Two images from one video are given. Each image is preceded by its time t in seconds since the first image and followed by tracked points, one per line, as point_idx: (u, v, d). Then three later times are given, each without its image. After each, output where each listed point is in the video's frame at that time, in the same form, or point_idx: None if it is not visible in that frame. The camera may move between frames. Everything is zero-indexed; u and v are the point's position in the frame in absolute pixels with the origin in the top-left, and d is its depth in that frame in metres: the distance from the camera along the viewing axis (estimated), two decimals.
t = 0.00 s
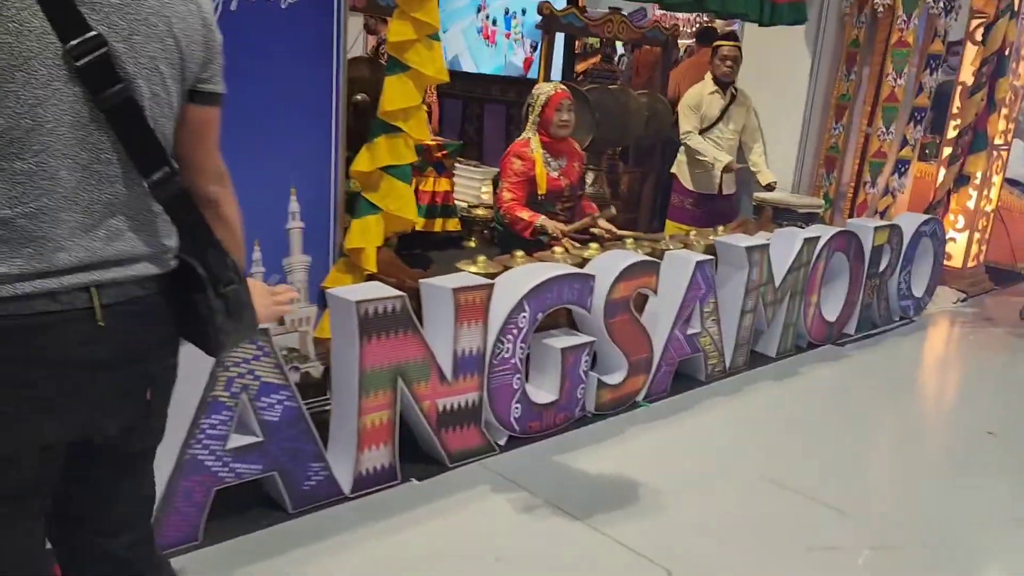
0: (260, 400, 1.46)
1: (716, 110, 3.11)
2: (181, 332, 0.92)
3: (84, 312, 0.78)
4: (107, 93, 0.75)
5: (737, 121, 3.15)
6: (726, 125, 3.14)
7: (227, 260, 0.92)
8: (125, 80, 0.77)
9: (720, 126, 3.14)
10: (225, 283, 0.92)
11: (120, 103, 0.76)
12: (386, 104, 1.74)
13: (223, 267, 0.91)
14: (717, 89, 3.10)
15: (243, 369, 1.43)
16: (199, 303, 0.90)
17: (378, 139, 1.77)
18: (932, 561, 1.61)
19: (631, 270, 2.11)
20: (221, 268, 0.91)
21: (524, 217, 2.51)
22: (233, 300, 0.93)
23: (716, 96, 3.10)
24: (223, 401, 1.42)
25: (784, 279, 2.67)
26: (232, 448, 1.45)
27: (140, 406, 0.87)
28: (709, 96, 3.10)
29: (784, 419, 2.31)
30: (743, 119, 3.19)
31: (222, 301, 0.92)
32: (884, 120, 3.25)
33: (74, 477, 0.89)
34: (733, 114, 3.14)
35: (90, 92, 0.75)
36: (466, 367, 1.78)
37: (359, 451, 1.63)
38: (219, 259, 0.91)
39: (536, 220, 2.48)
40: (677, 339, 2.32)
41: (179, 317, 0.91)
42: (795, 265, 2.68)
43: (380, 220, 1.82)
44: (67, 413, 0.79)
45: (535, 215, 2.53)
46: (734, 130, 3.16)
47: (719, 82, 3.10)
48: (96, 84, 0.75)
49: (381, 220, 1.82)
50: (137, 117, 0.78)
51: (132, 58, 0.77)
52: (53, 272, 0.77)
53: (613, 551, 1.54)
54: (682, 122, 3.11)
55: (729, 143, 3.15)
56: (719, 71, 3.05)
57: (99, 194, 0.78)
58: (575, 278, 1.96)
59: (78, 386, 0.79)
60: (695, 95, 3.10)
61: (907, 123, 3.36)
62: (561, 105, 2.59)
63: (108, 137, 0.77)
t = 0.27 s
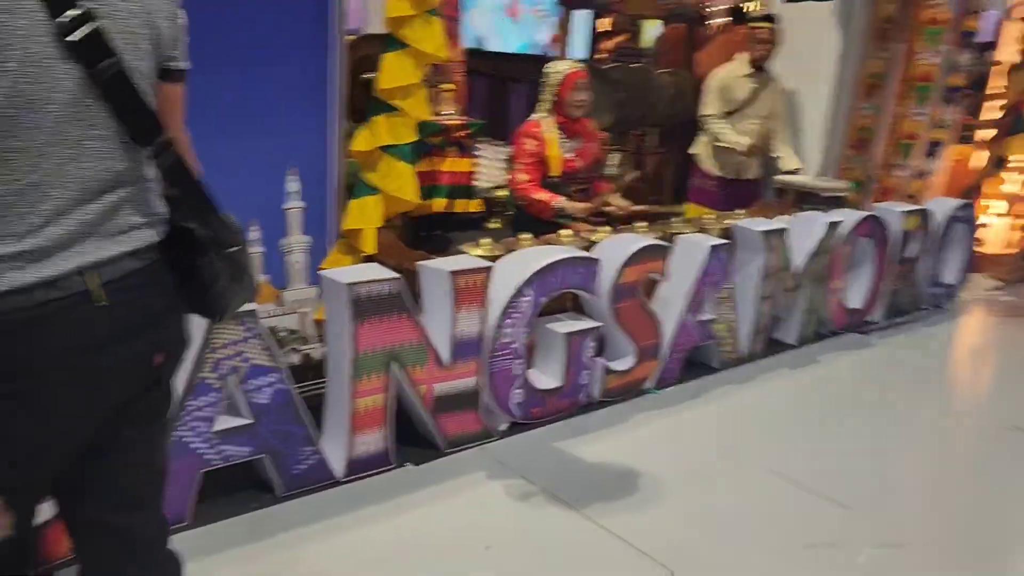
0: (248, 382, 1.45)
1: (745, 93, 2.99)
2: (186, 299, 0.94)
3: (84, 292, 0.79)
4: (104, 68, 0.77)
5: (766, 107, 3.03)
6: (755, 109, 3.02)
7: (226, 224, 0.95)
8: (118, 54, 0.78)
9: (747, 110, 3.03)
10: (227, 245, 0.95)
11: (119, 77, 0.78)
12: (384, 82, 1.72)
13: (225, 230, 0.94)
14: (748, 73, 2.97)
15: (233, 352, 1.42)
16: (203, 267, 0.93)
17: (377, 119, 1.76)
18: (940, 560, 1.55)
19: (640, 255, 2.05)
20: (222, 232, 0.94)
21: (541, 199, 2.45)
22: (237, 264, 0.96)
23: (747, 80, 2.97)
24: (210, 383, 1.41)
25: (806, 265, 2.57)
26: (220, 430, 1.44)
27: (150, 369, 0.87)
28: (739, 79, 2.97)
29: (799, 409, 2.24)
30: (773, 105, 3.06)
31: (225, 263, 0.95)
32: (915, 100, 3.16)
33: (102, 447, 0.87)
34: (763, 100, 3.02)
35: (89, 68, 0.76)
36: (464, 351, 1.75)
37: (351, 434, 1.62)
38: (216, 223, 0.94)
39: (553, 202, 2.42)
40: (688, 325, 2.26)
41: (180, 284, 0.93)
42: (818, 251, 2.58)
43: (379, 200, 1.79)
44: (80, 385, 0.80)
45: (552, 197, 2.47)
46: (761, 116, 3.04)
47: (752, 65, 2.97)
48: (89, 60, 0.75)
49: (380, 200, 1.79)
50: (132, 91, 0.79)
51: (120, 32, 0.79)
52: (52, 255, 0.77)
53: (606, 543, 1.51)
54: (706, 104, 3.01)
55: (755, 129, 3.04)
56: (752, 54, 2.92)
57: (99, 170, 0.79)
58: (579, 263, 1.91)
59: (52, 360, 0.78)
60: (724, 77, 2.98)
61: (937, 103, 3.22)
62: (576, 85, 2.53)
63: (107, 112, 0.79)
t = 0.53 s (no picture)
0: (254, 362, 1.46)
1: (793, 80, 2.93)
2: (179, 285, 0.91)
3: (68, 284, 0.78)
4: (67, 53, 0.73)
5: (813, 95, 2.97)
6: (801, 96, 2.96)
7: (213, 205, 0.92)
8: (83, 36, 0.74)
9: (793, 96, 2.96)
10: (215, 226, 0.91)
11: (85, 63, 0.74)
12: (398, 64, 1.69)
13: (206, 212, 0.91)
14: (800, 60, 2.90)
15: (237, 332, 1.43)
16: (191, 250, 0.89)
17: (391, 101, 1.73)
18: (962, 565, 1.50)
19: (660, 241, 2.02)
20: (209, 214, 0.91)
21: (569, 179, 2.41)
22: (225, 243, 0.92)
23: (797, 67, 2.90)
24: (217, 363, 1.42)
25: (839, 254, 2.49)
26: (226, 409, 1.45)
27: (143, 357, 0.86)
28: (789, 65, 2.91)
29: (825, 402, 2.17)
30: (820, 93, 3.00)
31: (214, 245, 0.92)
32: (962, 84, 3.08)
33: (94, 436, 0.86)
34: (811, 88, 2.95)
35: (49, 53, 0.72)
36: (475, 336, 1.74)
37: (359, 417, 1.61)
38: (204, 205, 0.91)
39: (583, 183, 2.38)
40: (712, 313, 2.22)
41: (172, 269, 0.90)
42: (851, 239, 2.51)
43: (393, 183, 1.78)
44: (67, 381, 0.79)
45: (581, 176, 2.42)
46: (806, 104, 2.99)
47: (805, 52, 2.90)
48: (55, 45, 0.72)
49: (394, 183, 1.78)
50: (101, 76, 0.75)
51: (83, 12, 0.74)
52: (27, 249, 0.76)
53: (611, 535, 1.48)
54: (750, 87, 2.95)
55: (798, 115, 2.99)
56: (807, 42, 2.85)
57: (72, 159, 0.77)
58: (596, 248, 1.89)
59: (22, 347, 0.77)
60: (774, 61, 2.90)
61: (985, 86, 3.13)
62: (605, 66, 2.46)
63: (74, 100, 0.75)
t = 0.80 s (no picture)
0: (260, 341, 1.44)
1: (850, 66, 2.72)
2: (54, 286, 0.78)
3: None
4: None
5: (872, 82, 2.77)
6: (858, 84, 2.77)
7: (109, 202, 0.83)
8: None
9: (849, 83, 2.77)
10: (106, 228, 0.83)
11: None
12: (417, 40, 1.65)
13: (102, 210, 0.82)
14: (860, 46, 2.68)
15: (243, 310, 1.41)
16: (85, 250, 0.80)
17: (409, 78, 1.70)
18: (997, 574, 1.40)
19: (688, 226, 1.95)
20: (102, 212, 0.82)
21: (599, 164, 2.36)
22: (118, 249, 0.84)
23: (855, 53, 2.69)
24: (221, 341, 1.40)
25: (882, 245, 2.38)
26: (232, 388, 1.44)
27: None
28: (847, 51, 2.69)
29: (861, 397, 2.07)
30: (879, 80, 2.80)
31: (107, 248, 0.83)
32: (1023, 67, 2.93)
33: (16, 433, 0.77)
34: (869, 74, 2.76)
35: None
36: (490, 320, 1.70)
37: (369, 399, 1.59)
38: (95, 200, 0.81)
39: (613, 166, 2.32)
40: (743, 302, 2.14)
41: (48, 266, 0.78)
42: (896, 229, 2.39)
43: (410, 163, 1.75)
44: None
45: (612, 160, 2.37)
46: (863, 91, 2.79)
47: (868, 38, 2.68)
48: None
49: (411, 163, 1.75)
50: None
51: None
52: None
53: (620, 529, 1.43)
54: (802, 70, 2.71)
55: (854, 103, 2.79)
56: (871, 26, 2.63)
57: None
58: (618, 233, 1.83)
59: None
60: (832, 46, 2.68)
61: None
62: (638, 46, 2.39)
63: None
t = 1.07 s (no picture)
0: (262, 324, 1.43)
1: (907, 49, 2.58)
2: None
3: None
4: None
5: (930, 68, 2.63)
6: (914, 69, 2.62)
7: None
8: None
9: (904, 67, 2.63)
10: None
11: None
12: (430, 18, 1.61)
13: None
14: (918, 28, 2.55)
15: (245, 293, 1.41)
16: None
17: (421, 57, 1.66)
18: None
19: (712, 213, 1.87)
20: None
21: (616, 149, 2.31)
22: None
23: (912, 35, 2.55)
24: (223, 323, 1.40)
25: (923, 235, 2.27)
26: (234, 370, 1.43)
27: None
28: (904, 33, 2.56)
29: (893, 395, 1.98)
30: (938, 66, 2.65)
31: None
32: None
33: None
34: (926, 59, 2.61)
35: None
36: (501, 307, 1.66)
37: (374, 384, 1.58)
38: None
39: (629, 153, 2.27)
40: (771, 293, 2.06)
41: None
42: (940, 218, 2.27)
43: (424, 146, 1.71)
44: None
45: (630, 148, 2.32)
46: (919, 78, 2.64)
47: (928, 20, 2.54)
48: None
49: (424, 145, 1.71)
50: None
51: None
52: None
53: (621, 526, 1.39)
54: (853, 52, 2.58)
55: (909, 90, 2.65)
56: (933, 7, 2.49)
57: None
58: (637, 220, 1.77)
59: None
60: (888, 27, 2.54)
61: None
62: (671, 26, 2.31)
63: None
